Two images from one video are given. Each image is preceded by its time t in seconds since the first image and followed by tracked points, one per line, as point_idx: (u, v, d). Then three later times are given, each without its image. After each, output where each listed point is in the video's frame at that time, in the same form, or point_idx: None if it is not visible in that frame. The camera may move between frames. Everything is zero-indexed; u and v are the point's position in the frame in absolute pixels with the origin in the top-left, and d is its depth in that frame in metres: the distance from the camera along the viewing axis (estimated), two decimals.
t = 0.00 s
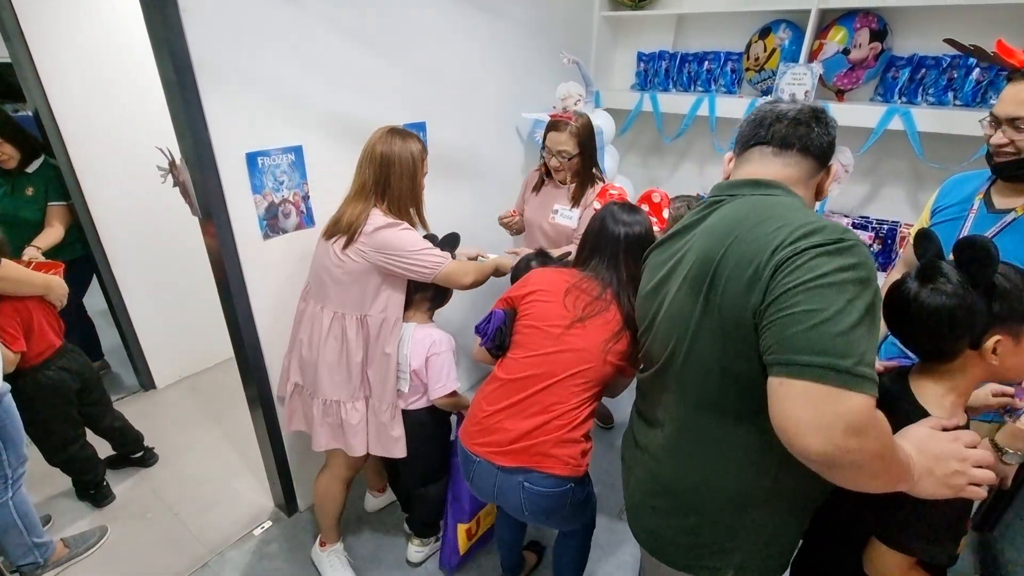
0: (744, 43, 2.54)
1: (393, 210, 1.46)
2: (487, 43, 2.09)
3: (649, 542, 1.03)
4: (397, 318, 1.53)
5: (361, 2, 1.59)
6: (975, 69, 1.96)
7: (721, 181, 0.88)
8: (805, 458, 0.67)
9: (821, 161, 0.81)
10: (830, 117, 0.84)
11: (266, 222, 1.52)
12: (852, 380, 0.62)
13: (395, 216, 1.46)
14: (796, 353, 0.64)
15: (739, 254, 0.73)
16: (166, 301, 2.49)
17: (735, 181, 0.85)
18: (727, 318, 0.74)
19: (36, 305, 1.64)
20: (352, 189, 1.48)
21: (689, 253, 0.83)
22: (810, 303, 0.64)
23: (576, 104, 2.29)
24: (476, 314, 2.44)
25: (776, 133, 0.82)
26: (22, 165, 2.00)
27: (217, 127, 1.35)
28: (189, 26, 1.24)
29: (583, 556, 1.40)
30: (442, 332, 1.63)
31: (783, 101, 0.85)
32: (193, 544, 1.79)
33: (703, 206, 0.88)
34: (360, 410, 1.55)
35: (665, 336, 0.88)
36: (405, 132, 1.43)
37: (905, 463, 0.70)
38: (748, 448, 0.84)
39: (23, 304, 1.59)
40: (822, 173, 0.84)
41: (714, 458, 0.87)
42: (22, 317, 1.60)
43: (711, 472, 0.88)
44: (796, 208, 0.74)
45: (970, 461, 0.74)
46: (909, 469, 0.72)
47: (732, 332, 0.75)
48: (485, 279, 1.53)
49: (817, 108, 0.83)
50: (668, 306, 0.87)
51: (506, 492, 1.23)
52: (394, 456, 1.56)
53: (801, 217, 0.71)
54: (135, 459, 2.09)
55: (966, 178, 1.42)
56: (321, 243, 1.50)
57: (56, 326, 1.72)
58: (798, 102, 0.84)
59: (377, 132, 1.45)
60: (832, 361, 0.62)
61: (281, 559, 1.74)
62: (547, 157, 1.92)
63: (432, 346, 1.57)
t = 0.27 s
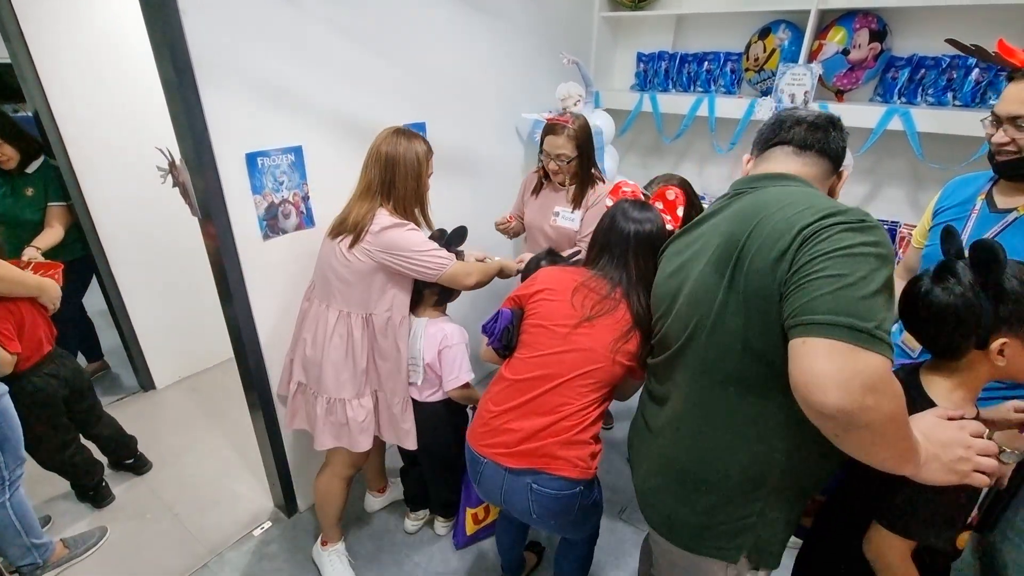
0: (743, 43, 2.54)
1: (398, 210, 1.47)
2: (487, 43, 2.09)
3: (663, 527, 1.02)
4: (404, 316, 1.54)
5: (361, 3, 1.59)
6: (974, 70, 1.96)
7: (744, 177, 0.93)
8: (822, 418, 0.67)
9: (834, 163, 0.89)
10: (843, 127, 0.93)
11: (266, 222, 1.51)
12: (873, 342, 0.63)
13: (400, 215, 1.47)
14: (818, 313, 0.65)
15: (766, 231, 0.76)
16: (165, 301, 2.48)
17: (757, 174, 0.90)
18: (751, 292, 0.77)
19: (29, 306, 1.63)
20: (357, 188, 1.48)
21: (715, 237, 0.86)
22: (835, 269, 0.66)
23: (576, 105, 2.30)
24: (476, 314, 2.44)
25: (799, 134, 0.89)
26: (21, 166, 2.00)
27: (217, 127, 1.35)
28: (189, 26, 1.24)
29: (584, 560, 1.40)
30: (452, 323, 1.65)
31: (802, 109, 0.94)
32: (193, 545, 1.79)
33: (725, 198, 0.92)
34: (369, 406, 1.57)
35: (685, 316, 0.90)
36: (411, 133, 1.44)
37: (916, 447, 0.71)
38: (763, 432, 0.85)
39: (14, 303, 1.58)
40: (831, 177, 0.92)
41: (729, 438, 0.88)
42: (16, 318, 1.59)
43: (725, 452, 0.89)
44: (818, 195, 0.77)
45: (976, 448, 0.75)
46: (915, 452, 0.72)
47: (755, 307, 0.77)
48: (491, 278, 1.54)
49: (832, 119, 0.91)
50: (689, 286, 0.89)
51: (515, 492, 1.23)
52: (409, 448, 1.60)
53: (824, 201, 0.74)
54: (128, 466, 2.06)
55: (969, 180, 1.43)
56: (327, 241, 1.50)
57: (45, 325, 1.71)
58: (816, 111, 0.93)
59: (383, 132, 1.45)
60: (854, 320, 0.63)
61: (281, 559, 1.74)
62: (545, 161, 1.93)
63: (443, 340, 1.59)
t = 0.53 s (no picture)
0: (743, 44, 2.55)
1: (405, 211, 1.47)
2: (487, 45, 2.10)
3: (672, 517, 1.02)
4: (408, 316, 1.55)
5: (362, 6, 1.60)
6: (973, 70, 1.96)
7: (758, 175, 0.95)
8: (823, 400, 0.67)
9: (844, 161, 0.90)
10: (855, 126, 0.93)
11: (267, 225, 1.52)
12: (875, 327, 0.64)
13: (406, 216, 1.48)
14: (820, 297, 0.66)
15: (774, 223, 0.77)
16: (167, 303, 2.49)
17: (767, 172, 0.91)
18: (758, 282, 0.78)
19: (30, 308, 1.62)
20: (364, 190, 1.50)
21: (726, 231, 0.88)
22: (839, 256, 0.67)
23: (576, 106, 2.30)
24: (477, 316, 2.45)
25: (809, 133, 0.89)
26: (24, 168, 2.00)
27: (218, 131, 1.35)
28: (190, 29, 1.25)
29: (585, 563, 1.40)
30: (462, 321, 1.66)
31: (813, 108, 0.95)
32: (194, 546, 1.80)
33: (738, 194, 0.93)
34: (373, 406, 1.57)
35: (696, 308, 0.91)
36: (416, 135, 1.44)
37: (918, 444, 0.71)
38: (771, 424, 0.85)
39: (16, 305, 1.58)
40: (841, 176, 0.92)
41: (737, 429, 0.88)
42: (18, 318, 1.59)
43: (733, 443, 0.89)
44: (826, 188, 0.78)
45: (974, 453, 0.76)
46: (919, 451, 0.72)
47: (762, 297, 0.78)
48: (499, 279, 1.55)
49: (844, 118, 0.92)
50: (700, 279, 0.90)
51: (517, 490, 1.23)
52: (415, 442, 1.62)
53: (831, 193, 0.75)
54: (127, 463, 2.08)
55: (968, 181, 1.43)
56: (334, 243, 1.52)
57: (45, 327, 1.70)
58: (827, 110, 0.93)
59: (388, 134, 1.46)
60: (855, 305, 0.64)
61: (283, 560, 1.74)
62: (549, 164, 1.93)
63: (453, 336, 1.61)
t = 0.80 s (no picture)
0: (744, 45, 2.55)
1: (409, 212, 1.48)
2: (488, 47, 2.11)
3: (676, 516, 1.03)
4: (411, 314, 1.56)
5: (363, 8, 1.61)
6: (974, 71, 1.97)
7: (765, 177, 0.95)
8: (824, 409, 0.67)
9: (850, 161, 0.89)
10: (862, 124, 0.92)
11: (269, 226, 1.53)
12: (878, 336, 0.64)
13: (410, 217, 1.48)
14: (822, 306, 0.66)
15: (777, 227, 0.77)
16: (169, 304, 2.50)
17: (774, 173, 0.91)
18: (761, 287, 0.78)
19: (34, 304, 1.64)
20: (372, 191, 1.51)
21: (731, 234, 0.88)
22: (842, 264, 0.67)
23: (577, 107, 2.31)
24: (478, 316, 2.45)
25: (816, 133, 0.89)
26: (28, 170, 2.00)
27: (221, 132, 1.36)
28: (193, 32, 1.26)
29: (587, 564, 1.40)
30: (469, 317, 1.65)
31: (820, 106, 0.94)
32: (197, 546, 1.80)
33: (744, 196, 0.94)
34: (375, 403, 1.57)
35: (701, 310, 0.92)
36: (422, 136, 1.45)
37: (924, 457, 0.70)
38: (775, 425, 0.85)
39: (19, 302, 1.59)
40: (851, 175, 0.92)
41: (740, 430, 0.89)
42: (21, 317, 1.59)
43: (736, 444, 0.90)
44: (832, 192, 0.78)
45: (988, 475, 0.75)
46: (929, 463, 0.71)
47: (766, 302, 0.78)
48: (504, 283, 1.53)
49: (853, 117, 0.91)
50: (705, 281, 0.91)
51: (513, 486, 1.24)
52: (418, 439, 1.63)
53: (836, 198, 0.75)
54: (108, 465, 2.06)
55: (967, 181, 1.44)
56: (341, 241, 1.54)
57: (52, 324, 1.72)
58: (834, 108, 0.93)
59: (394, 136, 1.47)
60: (858, 314, 0.64)
61: (285, 560, 1.75)
62: (555, 165, 1.93)
63: (455, 330, 1.61)
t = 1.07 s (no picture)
0: (744, 44, 2.55)
1: (412, 212, 1.47)
2: (488, 46, 2.10)
3: (689, 535, 1.02)
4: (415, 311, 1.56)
5: (362, 8, 1.60)
6: (975, 70, 1.96)
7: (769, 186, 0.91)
8: (852, 463, 0.66)
9: (865, 164, 0.83)
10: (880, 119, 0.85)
11: (268, 225, 1.52)
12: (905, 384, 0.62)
13: (413, 217, 1.47)
14: (845, 353, 0.64)
15: (788, 256, 0.74)
16: (169, 304, 2.50)
17: (783, 183, 0.87)
18: (774, 320, 0.76)
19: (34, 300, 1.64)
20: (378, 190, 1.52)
21: (735, 256, 0.84)
22: (860, 305, 0.64)
23: (577, 107, 2.31)
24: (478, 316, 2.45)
25: (822, 133, 0.84)
26: (27, 168, 1.98)
27: (219, 131, 1.36)
28: (192, 30, 1.25)
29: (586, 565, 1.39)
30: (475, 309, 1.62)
31: (830, 103, 0.87)
32: (196, 546, 1.80)
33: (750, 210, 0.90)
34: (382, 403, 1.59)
35: (710, 337, 0.89)
36: (427, 135, 1.44)
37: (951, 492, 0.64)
38: (789, 453, 0.83)
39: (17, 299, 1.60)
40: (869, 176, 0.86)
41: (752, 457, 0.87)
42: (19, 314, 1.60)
43: (749, 472, 0.88)
44: (847, 210, 0.74)
45: None
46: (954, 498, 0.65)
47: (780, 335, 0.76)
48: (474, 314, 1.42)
49: (866, 111, 0.85)
50: (714, 307, 0.88)
51: (510, 483, 1.24)
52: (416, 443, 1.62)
53: (851, 220, 0.71)
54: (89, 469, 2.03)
55: (967, 180, 1.44)
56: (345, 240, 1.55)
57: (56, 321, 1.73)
58: (846, 104, 0.86)
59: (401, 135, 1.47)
60: (881, 362, 0.62)
61: (285, 560, 1.74)
62: (559, 164, 1.92)
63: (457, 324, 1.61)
